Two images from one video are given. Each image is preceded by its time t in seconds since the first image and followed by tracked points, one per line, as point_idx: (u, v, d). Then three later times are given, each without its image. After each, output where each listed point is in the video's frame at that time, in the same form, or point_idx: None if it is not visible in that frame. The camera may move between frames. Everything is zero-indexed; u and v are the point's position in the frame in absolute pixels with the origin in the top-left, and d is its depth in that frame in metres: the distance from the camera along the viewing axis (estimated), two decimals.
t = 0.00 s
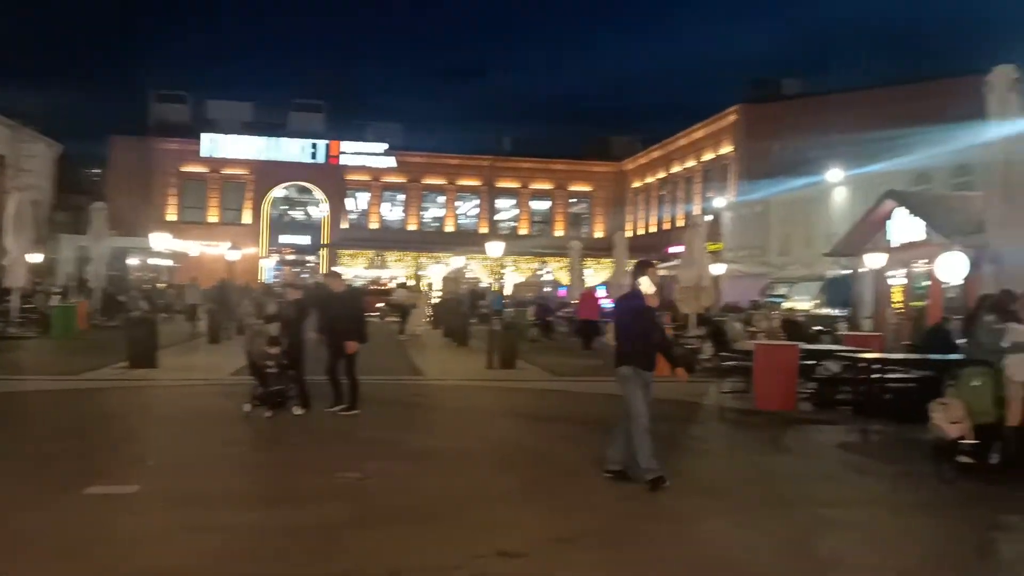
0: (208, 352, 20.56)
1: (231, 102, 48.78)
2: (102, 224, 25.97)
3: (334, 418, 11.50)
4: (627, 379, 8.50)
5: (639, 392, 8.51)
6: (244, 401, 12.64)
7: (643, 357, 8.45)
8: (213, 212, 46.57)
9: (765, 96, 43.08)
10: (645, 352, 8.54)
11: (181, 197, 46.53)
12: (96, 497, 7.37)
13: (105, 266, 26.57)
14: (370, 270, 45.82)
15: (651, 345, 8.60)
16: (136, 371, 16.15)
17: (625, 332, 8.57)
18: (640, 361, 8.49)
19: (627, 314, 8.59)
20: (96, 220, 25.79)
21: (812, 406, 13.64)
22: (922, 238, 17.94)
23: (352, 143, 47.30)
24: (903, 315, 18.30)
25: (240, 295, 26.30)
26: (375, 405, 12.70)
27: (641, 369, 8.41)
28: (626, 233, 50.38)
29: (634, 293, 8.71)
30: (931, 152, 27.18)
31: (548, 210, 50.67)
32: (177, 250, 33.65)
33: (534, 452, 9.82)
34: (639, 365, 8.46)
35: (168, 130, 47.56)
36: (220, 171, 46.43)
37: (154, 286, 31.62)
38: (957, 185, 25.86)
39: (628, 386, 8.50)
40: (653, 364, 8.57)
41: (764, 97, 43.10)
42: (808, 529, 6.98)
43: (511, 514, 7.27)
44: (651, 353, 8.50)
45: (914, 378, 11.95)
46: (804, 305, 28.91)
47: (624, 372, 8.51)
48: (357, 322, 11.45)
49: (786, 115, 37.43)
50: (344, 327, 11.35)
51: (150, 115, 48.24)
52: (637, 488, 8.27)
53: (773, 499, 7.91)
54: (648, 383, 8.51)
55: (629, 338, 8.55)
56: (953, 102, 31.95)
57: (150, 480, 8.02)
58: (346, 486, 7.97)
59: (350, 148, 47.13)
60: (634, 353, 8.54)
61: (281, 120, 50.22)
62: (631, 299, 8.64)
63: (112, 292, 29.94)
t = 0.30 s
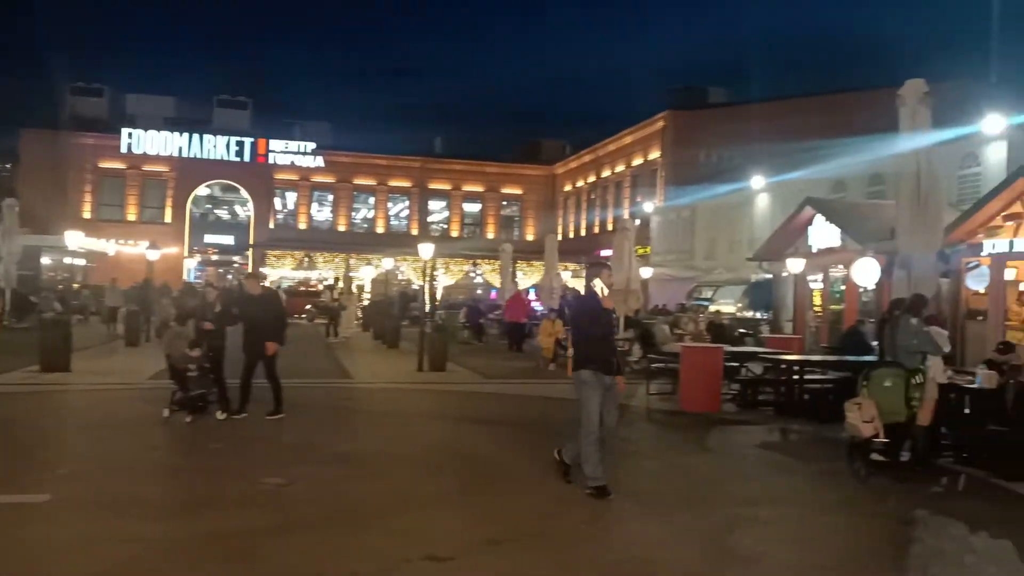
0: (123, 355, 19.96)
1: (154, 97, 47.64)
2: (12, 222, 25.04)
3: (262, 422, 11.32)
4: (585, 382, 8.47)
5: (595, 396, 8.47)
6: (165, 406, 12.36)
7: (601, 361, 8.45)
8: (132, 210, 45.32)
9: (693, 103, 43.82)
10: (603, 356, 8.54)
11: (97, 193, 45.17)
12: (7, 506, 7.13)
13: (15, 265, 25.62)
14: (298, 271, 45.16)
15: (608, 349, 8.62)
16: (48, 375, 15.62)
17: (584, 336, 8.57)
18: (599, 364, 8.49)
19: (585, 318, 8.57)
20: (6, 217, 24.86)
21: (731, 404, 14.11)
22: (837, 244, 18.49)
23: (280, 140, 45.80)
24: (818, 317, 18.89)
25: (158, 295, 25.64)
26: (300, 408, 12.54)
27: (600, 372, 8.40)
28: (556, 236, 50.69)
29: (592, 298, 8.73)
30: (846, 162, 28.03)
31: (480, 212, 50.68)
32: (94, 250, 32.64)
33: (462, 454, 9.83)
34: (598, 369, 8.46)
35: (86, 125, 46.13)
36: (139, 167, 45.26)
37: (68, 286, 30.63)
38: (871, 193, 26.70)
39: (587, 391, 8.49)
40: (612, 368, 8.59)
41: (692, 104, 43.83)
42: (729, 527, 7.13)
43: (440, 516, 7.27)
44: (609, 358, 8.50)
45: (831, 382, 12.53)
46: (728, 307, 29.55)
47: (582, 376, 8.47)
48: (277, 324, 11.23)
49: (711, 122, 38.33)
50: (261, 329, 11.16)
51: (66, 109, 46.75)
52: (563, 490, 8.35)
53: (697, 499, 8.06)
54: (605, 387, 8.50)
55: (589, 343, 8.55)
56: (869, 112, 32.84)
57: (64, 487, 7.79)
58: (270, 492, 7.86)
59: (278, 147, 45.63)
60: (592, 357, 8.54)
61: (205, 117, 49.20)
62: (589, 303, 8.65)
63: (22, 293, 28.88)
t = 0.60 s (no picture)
0: (52, 360, 19.35)
1: (87, 94, 46.34)
2: None
3: (199, 430, 11.01)
4: (551, 392, 7.90)
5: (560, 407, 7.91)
6: (96, 413, 11.97)
7: (569, 370, 7.90)
8: (63, 211, 43.91)
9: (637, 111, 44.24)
10: (571, 365, 7.97)
11: (27, 193, 43.75)
12: None
13: None
14: (236, 275, 44.40)
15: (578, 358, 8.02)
16: None
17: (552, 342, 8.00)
18: (566, 374, 7.93)
19: (554, 324, 7.97)
20: None
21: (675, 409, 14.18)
22: (776, 252, 18.85)
23: (219, 141, 45.10)
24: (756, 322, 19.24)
25: (91, 297, 24.92)
26: (238, 415, 12.28)
27: (568, 383, 7.85)
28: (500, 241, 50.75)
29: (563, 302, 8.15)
30: (785, 170, 28.53)
31: (424, 217, 50.52)
32: (23, 251, 31.57)
33: (403, 461, 9.71)
34: (566, 378, 7.92)
35: (16, 122, 44.66)
36: (71, 167, 43.88)
37: None
38: (808, 203, 27.24)
39: (555, 403, 7.89)
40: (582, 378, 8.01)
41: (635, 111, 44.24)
42: (672, 531, 7.14)
43: (380, 525, 7.14)
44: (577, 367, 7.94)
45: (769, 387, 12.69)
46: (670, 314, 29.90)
47: (549, 385, 7.92)
48: (206, 329, 10.97)
49: (654, 130, 38.92)
50: (177, 336, 10.84)
51: None
52: (505, 496, 8.29)
53: (636, 504, 8.03)
54: (573, 398, 7.94)
55: (557, 349, 7.99)
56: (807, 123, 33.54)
57: None
58: (206, 501, 7.64)
59: (217, 148, 44.91)
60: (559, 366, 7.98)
61: (142, 117, 48.08)
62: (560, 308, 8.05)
63: None
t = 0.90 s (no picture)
0: None
1: (32, 95, 45.32)
2: None
3: (150, 439, 10.84)
4: (549, 401, 7.89)
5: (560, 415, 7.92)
6: (39, 423, 11.67)
7: (566, 378, 7.88)
8: (6, 214, 42.30)
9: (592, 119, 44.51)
10: (567, 374, 7.93)
11: None
12: None
13: None
14: (186, 281, 43.68)
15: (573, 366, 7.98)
16: None
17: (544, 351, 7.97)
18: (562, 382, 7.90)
19: (546, 332, 7.91)
20: None
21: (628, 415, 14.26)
22: (728, 259, 19.17)
23: (168, 144, 44.45)
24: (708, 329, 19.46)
25: (35, 301, 24.33)
26: (187, 424, 12.07)
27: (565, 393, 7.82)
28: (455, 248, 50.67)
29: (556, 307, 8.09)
30: (736, 180, 28.88)
31: (378, 223, 50.30)
32: None
33: (355, 469, 9.61)
34: (563, 387, 7.88)
35: None
36: (15, 169, 42.46)
37: None
38: (759, 212, 27.63)
39: (553, 412, 7.86)
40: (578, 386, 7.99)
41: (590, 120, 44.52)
42: (624, 538, 7.18)
43: (334, 533, 7.11)
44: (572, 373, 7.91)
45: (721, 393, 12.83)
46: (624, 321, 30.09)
47: (546, 395, 7.90)
48: (148, 335, 10.78)
49: (608, 139, 39.30)
50: (126, 342, 10.66)
51: None
52: (460, 504, 8.23)
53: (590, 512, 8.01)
54: (571, 407, 7.91)
55: (553, 358, 7.93)
56: (758, 134, 34.01)
57: None
58: (153, 512, 7.48)
59: (166, 151, 44.32)
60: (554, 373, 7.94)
61: (90, 119, 47.07)
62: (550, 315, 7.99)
63: None
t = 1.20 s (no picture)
0: None
1: None
2: None
3: (101, 449, 10.61)
4: (549, 409, 7.86)
5: (562, 421, 7.88)
6: None
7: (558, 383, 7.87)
8: None
9: (551, 127, 44.65)
10: (559, 380, 7.93)
11: None
12: None
13: None
14: (138, 288, 42.95)
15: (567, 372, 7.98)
16: None
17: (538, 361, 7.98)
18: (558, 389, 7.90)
19: (538, 343, 7.92)
20: None
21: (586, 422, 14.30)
22: (685, 267, 19.40)
23: (120, 148, 43.74)
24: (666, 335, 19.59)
25: None
26: (137, 435, 11.83)
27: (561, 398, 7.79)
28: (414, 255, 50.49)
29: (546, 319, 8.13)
30: (692, 189, 29.14)
31: (336, 230, 49.98)
32: None
33: (309, 480, 9.48)
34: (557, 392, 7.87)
35: None
36: None
37: None
38: (716, 220, 27.89)
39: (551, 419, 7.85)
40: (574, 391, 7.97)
41: (549, 127, 44.66)
42: (579, 544, 7.20)
43: (287, 543, 7.03)
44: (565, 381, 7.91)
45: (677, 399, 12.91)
46: (582, 328, 30.20)
47: (545, 403, 7.88)
48: (97, 345, 10.54)
49: (566, 148, 39.57)
50: (73, 351, 10.39)
51: None
52: (414, 514, 8.17)
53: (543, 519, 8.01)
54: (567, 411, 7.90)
55: (546, 365, 7.93)
56: (714, 142, 34.36)
57: None
58: (99, 525, 7.32)
59: (117, 155, 43.58)
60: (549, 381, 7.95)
61: (39, 122, 46.01)
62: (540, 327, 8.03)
63: None
